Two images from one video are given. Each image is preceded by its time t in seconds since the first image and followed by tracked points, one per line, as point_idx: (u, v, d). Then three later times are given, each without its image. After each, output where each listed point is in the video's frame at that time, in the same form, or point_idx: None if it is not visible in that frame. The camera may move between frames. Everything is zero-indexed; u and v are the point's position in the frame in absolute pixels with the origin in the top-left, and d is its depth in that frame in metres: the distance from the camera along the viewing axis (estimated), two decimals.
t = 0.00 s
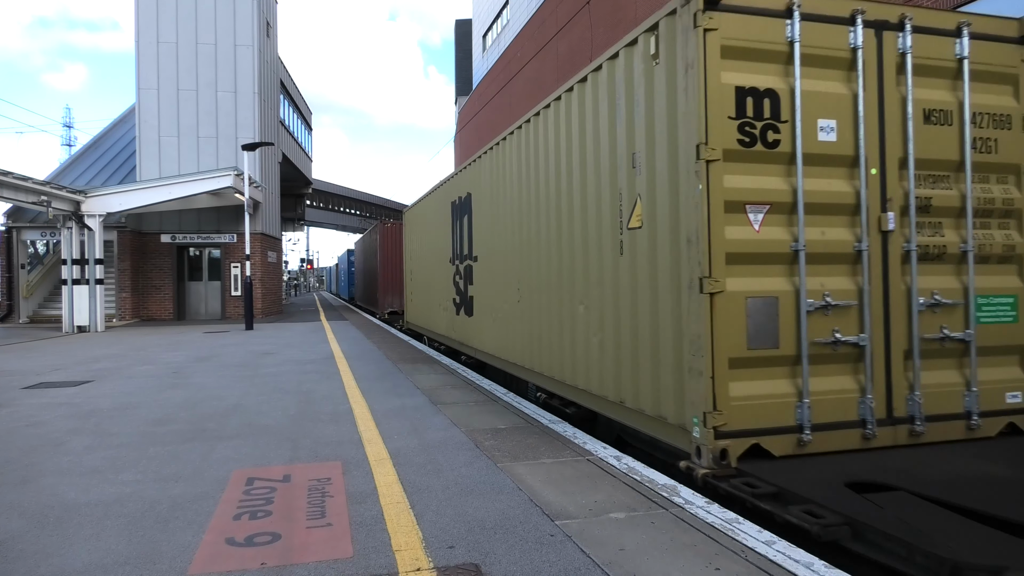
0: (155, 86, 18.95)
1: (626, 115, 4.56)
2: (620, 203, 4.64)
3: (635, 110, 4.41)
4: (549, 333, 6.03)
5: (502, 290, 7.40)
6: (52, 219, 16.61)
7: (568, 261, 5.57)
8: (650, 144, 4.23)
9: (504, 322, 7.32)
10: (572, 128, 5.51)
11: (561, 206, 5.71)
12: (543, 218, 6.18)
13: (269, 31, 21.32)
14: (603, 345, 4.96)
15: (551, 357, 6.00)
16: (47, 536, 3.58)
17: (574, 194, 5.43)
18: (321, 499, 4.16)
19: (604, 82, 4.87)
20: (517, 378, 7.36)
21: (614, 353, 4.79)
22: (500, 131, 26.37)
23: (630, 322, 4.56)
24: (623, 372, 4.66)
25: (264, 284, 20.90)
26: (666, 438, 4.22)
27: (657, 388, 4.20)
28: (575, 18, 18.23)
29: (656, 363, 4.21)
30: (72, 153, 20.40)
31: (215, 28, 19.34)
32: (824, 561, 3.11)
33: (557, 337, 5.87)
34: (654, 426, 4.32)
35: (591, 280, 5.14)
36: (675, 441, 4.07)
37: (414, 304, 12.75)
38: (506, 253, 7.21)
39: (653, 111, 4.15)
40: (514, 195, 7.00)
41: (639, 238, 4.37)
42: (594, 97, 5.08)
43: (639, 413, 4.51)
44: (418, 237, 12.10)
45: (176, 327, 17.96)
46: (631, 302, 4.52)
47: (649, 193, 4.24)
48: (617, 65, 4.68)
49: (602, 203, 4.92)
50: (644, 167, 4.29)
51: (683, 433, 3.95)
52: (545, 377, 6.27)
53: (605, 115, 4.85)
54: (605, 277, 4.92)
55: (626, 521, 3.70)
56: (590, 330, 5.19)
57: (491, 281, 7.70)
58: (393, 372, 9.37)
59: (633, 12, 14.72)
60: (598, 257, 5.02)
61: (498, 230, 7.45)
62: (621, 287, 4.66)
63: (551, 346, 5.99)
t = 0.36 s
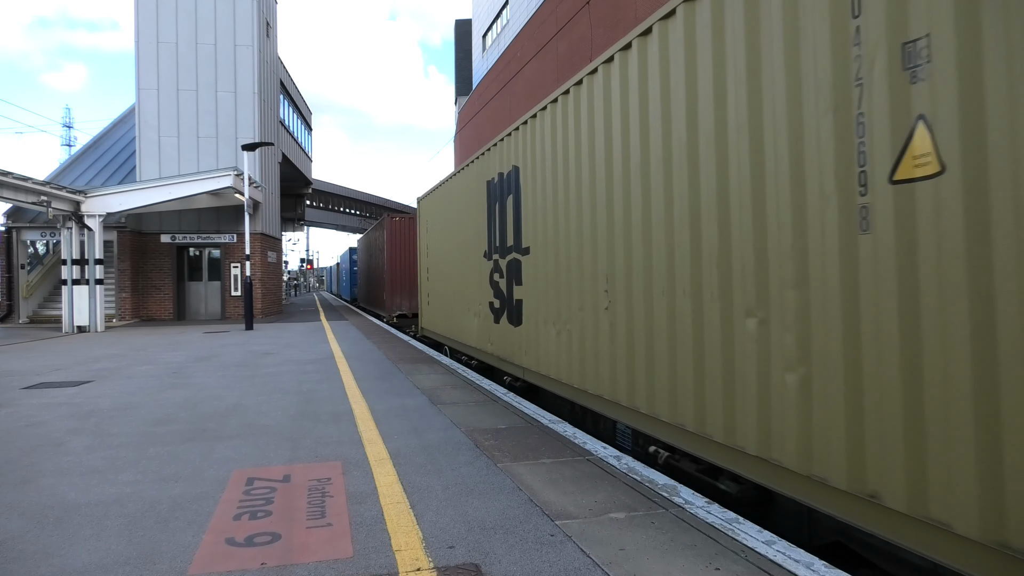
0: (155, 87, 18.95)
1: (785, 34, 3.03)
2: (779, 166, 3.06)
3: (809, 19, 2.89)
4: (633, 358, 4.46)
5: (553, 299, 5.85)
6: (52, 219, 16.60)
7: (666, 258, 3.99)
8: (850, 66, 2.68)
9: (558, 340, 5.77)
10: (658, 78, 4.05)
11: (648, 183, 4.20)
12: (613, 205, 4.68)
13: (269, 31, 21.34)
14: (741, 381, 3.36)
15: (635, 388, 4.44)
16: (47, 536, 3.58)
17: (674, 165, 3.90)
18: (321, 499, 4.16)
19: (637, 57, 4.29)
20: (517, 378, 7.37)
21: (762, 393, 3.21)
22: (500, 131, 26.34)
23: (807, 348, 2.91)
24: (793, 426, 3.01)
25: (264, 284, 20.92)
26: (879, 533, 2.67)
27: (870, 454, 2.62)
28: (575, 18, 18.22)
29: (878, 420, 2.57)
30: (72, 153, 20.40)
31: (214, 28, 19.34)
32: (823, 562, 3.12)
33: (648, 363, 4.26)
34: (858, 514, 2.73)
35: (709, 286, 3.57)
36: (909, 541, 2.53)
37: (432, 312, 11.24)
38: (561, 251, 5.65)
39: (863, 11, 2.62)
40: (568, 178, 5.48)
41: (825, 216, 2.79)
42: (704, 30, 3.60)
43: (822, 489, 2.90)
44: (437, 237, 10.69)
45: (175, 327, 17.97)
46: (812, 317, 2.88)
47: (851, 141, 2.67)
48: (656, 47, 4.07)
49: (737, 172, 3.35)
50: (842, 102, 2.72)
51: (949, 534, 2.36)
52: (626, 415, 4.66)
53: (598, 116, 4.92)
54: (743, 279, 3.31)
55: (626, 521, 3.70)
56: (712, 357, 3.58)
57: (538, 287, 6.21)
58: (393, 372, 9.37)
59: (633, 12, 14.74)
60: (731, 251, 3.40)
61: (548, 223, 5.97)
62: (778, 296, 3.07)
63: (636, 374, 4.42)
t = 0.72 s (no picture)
0: (154, 87, 18.94)
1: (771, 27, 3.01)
2: (766, 159, 3.05)
3: None
4: (648, 357, 4.16)
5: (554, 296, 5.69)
6: (52, 220, 16.60)
7: (657, 253, 3.97)
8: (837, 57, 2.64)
9: (620, 357, 4.50)
10: (648, 73, 4.01)
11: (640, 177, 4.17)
12: (606, 199, 4.62)
13: (269, 31, 21.36)
14: (731, 376, 3.34)
15: (629, 384, 4.40)
16: (47, 536, 3.59)
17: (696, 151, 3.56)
18: (321, 499, 4.17)
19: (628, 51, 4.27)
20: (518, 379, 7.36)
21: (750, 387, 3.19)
22: (500, 131, 26.33)
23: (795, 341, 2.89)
24: (780, 421, 3.00)
25: (264, 284, 20.92)
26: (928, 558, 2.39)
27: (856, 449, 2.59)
28: (575, 18, 18.20)
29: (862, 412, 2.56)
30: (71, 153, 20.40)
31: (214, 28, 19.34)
32: (823, 562, 3.12)
33: (641, 358, 4.23)
34: (899, 534, 2.48)
35: (702, 281, 3.55)
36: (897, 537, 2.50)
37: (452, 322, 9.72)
38: (604, 245, 4.69)
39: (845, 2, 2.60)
40: (564, 172, 5.37)
41: (810, 208, 2.77)
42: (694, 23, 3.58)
43: (808, 483, 2.89)
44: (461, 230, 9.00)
45: (176, 327, 17.97)
46: (798, 311, 2.86)
47: (834, 134, 2.65)
48: (650, 47, 4.00)
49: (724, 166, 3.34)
50: (826, 96, 2.70)
51: (930, 527, 2.35)
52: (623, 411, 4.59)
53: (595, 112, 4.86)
54: (732, 272, 3.30)
55: (626, 521, 3.70)
56: (703, 352, 3.56)
57: (609, 294, 4.60)
58: (392, 372, 9.37)
59: (633, 12, 14.73)
60: (720, 245, 3.39)
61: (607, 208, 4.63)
62: (765, 290, 3.07)
63: (629, 370, 4.36)
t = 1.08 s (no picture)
0: (154, 86, 18.94)
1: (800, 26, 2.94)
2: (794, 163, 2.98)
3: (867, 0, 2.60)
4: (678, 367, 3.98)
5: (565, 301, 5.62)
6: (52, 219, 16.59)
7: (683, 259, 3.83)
8: (878, 55, 2.55)
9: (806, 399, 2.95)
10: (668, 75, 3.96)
11: (656, 182, 4.12)
12: (619, 204, 4.57)
13: (269, 31, 21.37)
14: (755, 386, 3.27)
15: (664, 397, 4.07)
16: (47, 536, 3.59)
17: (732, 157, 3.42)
18: (321, 499, 4.17)
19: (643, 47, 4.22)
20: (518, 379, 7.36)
21: (775, 397, 3.12)
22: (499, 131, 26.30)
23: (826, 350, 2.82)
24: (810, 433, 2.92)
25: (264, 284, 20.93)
26: None
27: (894, 462, 2.51)
28: (575, 18, 18.20)
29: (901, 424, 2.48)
30: (71, 153, 20.40)
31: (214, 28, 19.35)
32: (823, 562, 3.12)
33: (656, 365, 4.17)
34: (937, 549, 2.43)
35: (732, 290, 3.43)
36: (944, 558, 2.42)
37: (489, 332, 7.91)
38: (818, 218, 2.85)
39: None
40: (576, 176, 5.31)
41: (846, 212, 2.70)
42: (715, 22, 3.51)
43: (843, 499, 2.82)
44: (508, 214, 7.07)
45: (176, 327, 18.00)
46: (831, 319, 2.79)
47: (875, 138, 2.57)
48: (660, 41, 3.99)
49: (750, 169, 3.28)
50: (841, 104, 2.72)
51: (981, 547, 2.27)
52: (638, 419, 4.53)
53: (601, 110, 4.82)
54: (757, 281, 3.24)
55: (626, 521, 3.70)
56: (719, 358, 3.53)
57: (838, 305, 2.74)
58: (392, 373, 9.37)
59: (633, 12, 14.73)
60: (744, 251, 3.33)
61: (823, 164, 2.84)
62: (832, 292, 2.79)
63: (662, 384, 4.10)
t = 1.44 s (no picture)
0: (154, 87, 18.94)
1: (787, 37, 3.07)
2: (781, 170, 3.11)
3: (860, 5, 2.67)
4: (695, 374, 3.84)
5: (570, 305, 5.73)
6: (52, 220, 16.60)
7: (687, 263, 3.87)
8: (859, 66, 2.67)
9: None
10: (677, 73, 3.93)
11: (651, 188, 4.28)
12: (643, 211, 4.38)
13: (269, 31, 21.36)
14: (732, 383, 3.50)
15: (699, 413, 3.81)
16: (48, 536, 3.59)
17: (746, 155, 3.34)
18: (321, 499, 4.17)
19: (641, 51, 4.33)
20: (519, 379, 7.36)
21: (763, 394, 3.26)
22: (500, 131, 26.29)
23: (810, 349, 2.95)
24: (796, 428, 3.05)
25: (264, 284, 20.93)
26: None
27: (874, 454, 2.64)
28: (575, 18, 18.21)
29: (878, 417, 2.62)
30: (71, 154, 20.41)
31: (214, 28, 19.34)
32: (823, 562, 3.11)
33: (654, 365, 4.32)
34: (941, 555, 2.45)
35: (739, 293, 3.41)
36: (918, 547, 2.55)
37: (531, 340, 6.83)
38: None
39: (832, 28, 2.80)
40: (577, 182, 5.46)
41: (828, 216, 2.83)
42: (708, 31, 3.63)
43: (826, 491, 2.96)
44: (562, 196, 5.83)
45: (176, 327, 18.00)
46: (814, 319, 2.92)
47: (858, 146, 2.68)
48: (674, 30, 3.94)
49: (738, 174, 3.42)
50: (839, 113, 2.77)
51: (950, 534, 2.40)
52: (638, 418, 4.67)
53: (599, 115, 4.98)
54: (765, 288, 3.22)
55: (625, 521, 3.70)
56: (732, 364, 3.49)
57: None
58: (392, 372, 9.37)
59: (633, 12, 14.75)
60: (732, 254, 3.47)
61: None
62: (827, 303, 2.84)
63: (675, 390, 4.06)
